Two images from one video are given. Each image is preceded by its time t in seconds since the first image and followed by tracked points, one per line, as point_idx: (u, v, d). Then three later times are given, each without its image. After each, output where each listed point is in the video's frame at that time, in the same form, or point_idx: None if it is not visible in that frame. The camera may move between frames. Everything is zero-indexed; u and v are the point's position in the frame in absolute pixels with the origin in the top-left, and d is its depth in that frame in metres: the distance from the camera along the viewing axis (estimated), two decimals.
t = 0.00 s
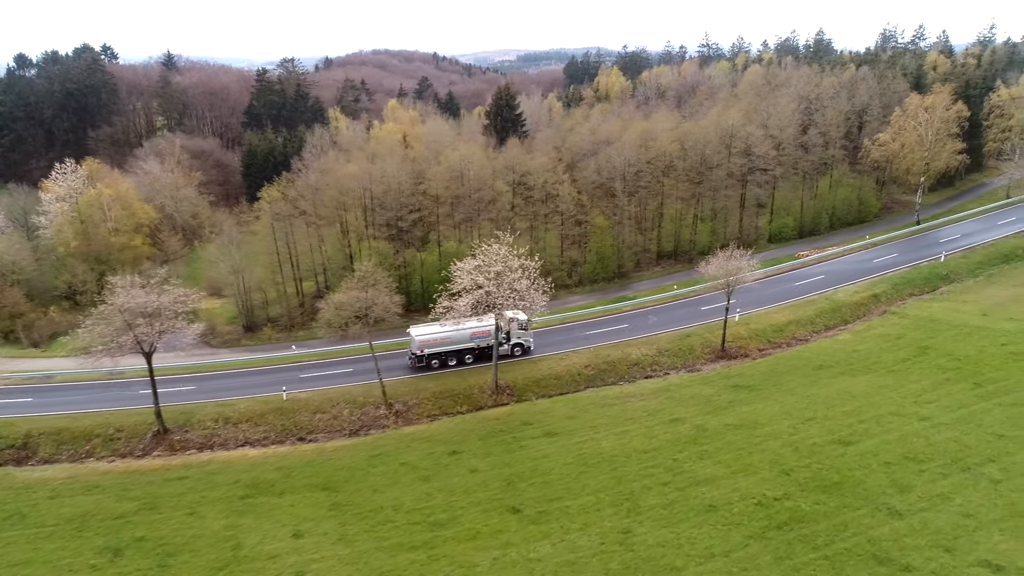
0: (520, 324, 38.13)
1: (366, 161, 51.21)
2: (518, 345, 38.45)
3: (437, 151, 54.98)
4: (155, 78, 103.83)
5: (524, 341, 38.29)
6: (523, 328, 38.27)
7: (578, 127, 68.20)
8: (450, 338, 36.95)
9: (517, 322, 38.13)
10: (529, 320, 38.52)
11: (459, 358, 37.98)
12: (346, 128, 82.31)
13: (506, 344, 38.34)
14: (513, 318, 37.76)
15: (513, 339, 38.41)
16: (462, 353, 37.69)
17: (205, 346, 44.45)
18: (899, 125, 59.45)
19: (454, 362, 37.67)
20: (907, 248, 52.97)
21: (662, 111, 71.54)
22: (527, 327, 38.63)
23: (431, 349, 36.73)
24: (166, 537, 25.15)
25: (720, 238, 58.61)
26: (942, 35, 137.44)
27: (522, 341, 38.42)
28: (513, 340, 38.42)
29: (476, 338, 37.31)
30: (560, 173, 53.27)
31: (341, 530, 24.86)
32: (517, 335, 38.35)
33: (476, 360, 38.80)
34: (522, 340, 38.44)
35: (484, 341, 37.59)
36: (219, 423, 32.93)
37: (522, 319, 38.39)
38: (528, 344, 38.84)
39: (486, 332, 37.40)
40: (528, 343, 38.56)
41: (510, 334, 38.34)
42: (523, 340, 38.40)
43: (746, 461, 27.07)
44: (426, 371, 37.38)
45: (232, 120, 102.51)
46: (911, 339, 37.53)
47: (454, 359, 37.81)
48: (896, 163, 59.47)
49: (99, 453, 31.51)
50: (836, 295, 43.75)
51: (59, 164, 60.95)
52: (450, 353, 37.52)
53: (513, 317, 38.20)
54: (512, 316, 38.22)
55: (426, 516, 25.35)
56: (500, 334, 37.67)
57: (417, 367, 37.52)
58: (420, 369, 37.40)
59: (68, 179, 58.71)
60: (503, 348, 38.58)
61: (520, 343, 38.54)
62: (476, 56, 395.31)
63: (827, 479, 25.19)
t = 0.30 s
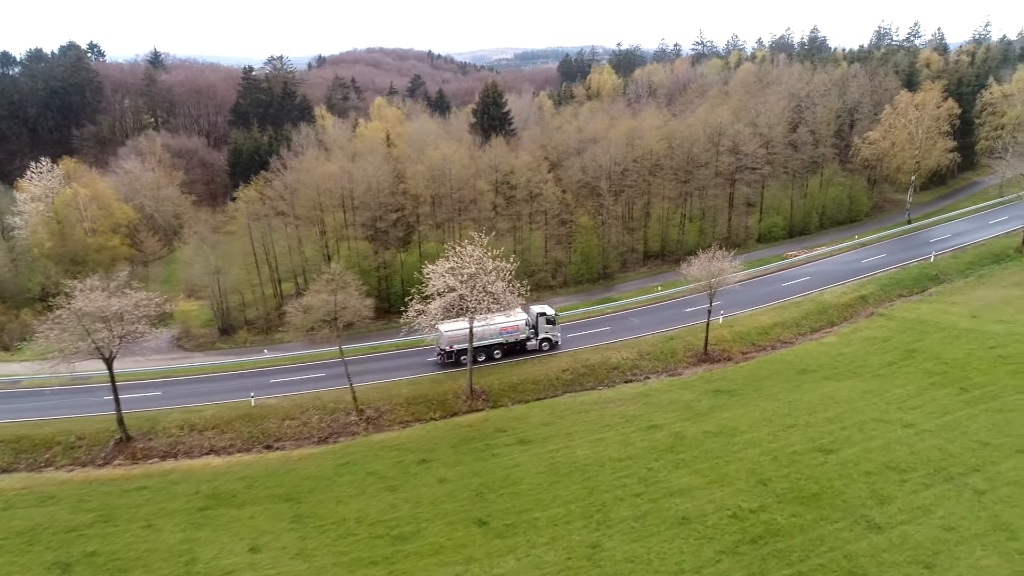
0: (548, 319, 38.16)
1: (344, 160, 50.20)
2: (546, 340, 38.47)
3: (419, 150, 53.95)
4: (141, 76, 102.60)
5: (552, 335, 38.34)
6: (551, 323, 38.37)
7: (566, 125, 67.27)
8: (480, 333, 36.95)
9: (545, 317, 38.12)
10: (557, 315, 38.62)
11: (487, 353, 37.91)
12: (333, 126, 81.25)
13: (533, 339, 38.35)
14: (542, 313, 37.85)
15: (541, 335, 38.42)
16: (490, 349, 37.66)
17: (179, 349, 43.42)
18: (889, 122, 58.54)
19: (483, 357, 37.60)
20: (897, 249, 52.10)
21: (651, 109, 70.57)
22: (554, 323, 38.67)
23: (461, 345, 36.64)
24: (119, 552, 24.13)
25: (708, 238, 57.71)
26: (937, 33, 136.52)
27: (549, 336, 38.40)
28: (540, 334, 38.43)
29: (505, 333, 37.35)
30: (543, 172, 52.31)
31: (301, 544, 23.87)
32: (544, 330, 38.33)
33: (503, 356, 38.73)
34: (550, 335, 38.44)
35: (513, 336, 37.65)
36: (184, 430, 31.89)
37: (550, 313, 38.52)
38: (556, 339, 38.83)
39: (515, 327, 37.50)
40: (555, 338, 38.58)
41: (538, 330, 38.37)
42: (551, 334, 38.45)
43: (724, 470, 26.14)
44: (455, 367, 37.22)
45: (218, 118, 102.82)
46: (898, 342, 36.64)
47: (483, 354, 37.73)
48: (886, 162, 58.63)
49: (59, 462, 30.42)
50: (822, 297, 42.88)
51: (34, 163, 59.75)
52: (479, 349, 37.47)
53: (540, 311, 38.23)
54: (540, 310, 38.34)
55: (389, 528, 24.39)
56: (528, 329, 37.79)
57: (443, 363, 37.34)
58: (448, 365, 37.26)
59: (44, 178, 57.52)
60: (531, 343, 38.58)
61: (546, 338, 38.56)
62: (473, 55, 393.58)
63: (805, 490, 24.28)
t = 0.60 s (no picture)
0: (575, 313, 38.25)
1: (323, 159, 49.17)
2: (574, 335, 38.50)
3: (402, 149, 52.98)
4: (128, 74, 101.36)
5: (579, 330, 38.39)
6: (578, 317, 38.48)
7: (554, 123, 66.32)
8: (509, 328, 37.13)
9: (573, 311, 38.25)
10: (584, 310, 38.77)
11: (515, 349, 37.95)
12: (319, 123, 80.12)
13: (561, 334, 38.40)
14: (568, 307, 37.99)
15: (569, 329, 38.47)
16: (519, 344, 37.70)
17: (151, 353, 42.43)
18: (879, 120, 57.62)
19: (513, 353, 37.68)
20: (888, 249, 51.18)
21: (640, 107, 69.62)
22: (582, 317, 38.76)
23: (491, 339, 36.76)
24: (66, 568, 23.10)
25: (697, 238, 56.74)
26: (933, 31, 135.27)
27: (577, 331, 38.47)
28: (568, 329, 38.49)
29: (534, 328, 37.47)
30: (527, 171, 51.33)
31: (256, 560, 22.90)
32: (572, 324, 38.40)
33: (533, 351, 38.76)
34: (578, 329, 38.49)
35: (542, 330, 37.71)
36: (146, 438, 30.88)
37: (577, 308, 38.61)
38: (583, 334, 38.88)
39: (543, 321, 37.61)
40: (583, 332, 38.64)
41: (566, 324, 38.46)
42: (578, 329, 38.54)
43: (699, 481, 25.18)
44: (484, 363, 37.22)
45: (206, 117, 101.63)
46: (884, 346, 35.73)
47: (511, 350, 37.77)
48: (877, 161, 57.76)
49: (15, 472, 29.37)
50: (809, 299, 41.99)
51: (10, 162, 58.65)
52: (508, 344, 37.55)
53: (568, 306, 38.41)
54: (568, 304, 38.52)
55: (349, 543, 23.42)
56: (557, 323, 37.93)
57: (473, 359, 37.40)
58: (478, 361, 37.28)
59: (20, 178, 56.43)
60: (559, 338, 38.64)
61: (575, 332, 38.61)
62: (469, 53, 391.91)
63: (782, 502, 23.35)
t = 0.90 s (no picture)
0: (604, 307, 38.17)
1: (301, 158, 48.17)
2: (602, 330, 38.40)
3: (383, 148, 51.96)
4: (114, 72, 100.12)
5: (607, 324, 38.32)
6: (606, 311, 38.43)
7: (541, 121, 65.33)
8: (538, 323, 37.01)
9: (601, 306, 38.16)
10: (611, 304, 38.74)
11: (545, 344, 37.78)
12: (305, 122, 79.03)
13: (590, 329, 38.30)
14: (596, 301, 37.92)
15: (597, 324, 38.39)
16: (548, 339, 37.54)
17: (122, 358, 41.41)
18: (870, 118, 56.63)
19: (543, 347, 37.50)
20: (878, 249, 50.25)
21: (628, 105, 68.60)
22: (609, 312, 38.73)
23: (520, 334, 36.59)
24: None
25: (685, 239, 55.79)
26: (928, 29, 134.14)
27: (605, 325, 38.39)
28: (596, 324, 38.40)
29: (563, 323, 37.39)
30: (510, 170, 50.41)
31: None
32: (600, 319, 38.34)
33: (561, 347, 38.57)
34: (605, 323, 38.43)
35: (571, 325, 37.60)
36: (106, 448, 29.85)
37: (605, 302, 38.52)
38: (611, 328, 38.80)
39: (571, 316, 37.52)
40: (610, 327, 38.60)
41: (593, 319, 38.37)
42: (605, 323, 38.48)
43: (674, 494, 24.19)
44: (513, 358, 36.99)
45: (193, 115, 100.43)
46: (871, 350, 34.77)
47: (541, 345, 37.60)
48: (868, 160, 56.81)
49: None
50: (795, 302, 41.04)
51: None
52: (538, 339, 37.38)
53: (595, 300, 38.37)
54: (595, 299, 38.48)
55: (306, 560, 22.43)
56: (585, 318, 37.88)
57: (501, 355, 37.22)
58: (507, 357, 37.03)
59: None
60: (588, 333, 38.54)
61: (602, 327, 38.54)
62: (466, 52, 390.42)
63: (757, 517, 22.38)
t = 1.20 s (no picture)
0: (630, 302, 38.17)
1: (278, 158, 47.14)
2: (629, 324, 38.39)
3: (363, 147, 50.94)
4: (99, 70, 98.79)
5: (634, 318, 38.39)
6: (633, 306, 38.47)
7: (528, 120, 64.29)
8: (567, 318, 36.77)
9: (628, 300, 38.14)
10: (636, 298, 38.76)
11: (573, 339, 37.58)
12: (290, 120, 77.84)
13: (616, 323, 38.28)
14: (623, 296, 37.83)
15: (623, 318, 38.43)
16: (576, 334, 37.37)
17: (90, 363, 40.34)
18: (861, 117, 55.62)
19: (571, 342, 37.30)
20: (867, 251, 49.34)
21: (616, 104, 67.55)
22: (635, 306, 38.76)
23: (550, 330, 36.36)
24: None
25: (672, 240, 54.82)
26: (923, 27, 133.01)
27: (631, 319, 38.46)
28: (623, 318, 38.44)
29: (590, 317, 37.25)
30: (492, 170, 49.32)
31: None
32: (627, 313, 38.38)
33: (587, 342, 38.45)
34: (632, 318, 38.46)
35: (598, 320, 37.53)
36: (61, 459, 28.78)
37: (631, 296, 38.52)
38: (636, 322, 38.88)
39: (599, 310, 37.44)
40: (637, 321, 38.65)
41: (620, 314, 38.37)
42: (632, 318, 38.53)
43: (645, 509, 23.18)
44: (542, 353, 36.74)
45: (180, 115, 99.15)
46: (856, 356, 33.82)
47: (569, 340, 37.39)
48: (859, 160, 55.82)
49: None
50: (780, 305, 40.04)
51: None
52: (566, 334, 37.15)
53: (622, 295, 38.32)
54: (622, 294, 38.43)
55: None
56: (613, 312, 37.85)
57: (528, 350, 37.01)
58: (535, 353, 36.73)
59: None
60: (614, 327, 38.52)
61: (629, 321, 38.57)
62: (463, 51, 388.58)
63: (730, 535, 21.40)
